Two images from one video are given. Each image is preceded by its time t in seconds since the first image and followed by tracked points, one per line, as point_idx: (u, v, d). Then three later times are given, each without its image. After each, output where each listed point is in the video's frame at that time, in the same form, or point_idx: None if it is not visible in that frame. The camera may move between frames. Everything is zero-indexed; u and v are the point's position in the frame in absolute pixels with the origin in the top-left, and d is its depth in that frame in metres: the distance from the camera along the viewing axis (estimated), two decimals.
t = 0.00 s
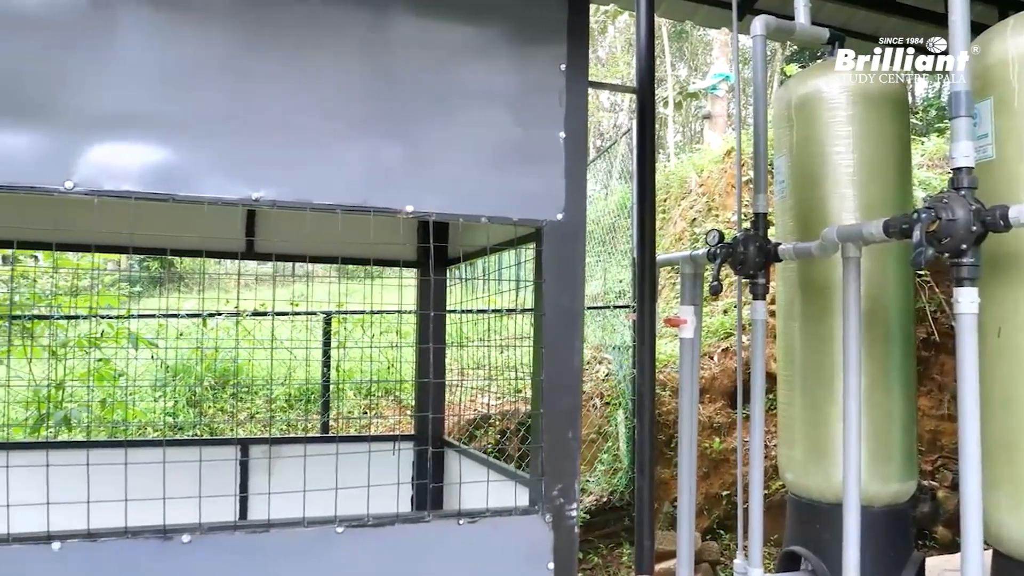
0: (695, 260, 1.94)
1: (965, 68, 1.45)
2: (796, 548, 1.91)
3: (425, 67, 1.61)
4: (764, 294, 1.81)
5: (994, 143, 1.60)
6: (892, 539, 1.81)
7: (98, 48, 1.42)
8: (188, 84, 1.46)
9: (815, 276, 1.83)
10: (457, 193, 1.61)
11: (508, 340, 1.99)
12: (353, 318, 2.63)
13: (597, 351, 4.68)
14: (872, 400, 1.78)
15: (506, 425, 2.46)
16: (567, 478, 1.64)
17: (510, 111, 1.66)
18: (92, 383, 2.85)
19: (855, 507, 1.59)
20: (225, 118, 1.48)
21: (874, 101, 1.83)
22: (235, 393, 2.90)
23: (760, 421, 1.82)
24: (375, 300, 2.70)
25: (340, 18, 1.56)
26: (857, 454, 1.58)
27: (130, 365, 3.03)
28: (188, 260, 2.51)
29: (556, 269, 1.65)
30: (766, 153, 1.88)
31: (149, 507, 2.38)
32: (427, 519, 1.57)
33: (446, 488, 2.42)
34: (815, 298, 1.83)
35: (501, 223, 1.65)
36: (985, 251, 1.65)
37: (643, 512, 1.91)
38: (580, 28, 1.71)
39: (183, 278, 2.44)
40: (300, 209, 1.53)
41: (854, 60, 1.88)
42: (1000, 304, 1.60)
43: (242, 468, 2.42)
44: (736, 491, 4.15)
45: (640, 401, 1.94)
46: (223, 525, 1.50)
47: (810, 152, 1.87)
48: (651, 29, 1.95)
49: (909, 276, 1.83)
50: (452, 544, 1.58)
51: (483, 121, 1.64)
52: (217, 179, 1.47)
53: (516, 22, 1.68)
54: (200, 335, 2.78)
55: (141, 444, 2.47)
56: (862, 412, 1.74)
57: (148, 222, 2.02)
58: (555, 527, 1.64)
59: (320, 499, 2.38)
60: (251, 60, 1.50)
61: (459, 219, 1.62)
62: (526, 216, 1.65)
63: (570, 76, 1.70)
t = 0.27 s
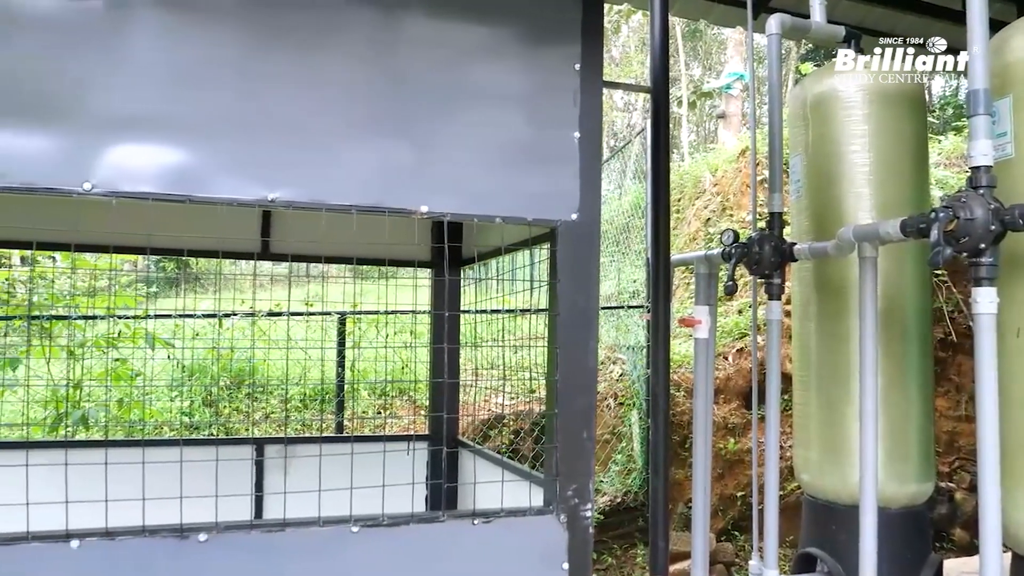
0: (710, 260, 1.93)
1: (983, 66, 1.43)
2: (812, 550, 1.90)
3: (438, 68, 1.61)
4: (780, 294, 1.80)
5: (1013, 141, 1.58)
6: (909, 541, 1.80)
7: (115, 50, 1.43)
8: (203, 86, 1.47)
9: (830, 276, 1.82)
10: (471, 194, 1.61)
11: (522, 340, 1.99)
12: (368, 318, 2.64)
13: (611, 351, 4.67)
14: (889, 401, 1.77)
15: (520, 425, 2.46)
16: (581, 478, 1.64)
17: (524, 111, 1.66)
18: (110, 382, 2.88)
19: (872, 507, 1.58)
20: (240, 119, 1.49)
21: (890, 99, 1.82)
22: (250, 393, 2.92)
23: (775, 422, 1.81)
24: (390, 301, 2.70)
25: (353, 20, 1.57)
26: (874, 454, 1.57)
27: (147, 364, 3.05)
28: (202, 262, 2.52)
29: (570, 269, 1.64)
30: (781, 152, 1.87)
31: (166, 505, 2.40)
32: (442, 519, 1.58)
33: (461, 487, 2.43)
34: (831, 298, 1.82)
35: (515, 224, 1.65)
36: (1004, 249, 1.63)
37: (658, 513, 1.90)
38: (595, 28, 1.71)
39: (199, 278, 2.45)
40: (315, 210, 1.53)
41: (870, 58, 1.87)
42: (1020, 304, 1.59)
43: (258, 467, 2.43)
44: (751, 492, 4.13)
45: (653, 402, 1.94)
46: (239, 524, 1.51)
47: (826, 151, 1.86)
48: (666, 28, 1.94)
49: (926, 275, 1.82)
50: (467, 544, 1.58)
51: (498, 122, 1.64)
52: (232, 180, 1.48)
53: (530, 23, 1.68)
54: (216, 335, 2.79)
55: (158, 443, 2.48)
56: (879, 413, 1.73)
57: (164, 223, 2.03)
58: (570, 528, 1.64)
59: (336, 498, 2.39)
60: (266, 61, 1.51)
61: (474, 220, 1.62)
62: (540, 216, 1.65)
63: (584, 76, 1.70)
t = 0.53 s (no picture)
0: (724, 260, 1.92)
1: (1000, 63, 1.42)
2: (826, 551, 1.89)
3: (451, 69, 1.61)
4: (794, 295, 1.80)
5: None
6: (925, 543, 1.78)
7: (130, 53, 1.44)
8: (218, 87, 1.48)
9: (845, 276, 1.81)
10: (485, 194, 1.62)
11: (534, 340, 1.99)
12: (381, 318, 2.65)
13: (623, 352, 4.67)
14: (904, 401, 1.76)
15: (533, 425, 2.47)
16: (595, 479, 1.64)
17: (537, 111, 1.66)
18: (125, 382, 2.90)
19: (887, 508, 1.57)
20: (255, 120, 1.50)
21: (905, 97, 1.81)
22: (264, 393, 2.93)
23: (789, 423, 1.80)
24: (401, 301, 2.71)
25: (366, 20, 1.57)
26: (889, 455, 1.56)
27: (162, 364, 3.07)
28: (216, 262, 2.53)
29: (583, 269, 1.64)
30: (794, 151, 1.86)
31: (182, 504, 2.42)
32: (455, 519, 1.58)
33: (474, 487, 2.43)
34: (845, 298, 1.81)
35: (528, 224, 1.65)
36: (1021, 248, 1.61)
37: (671, 513, 1.90)
38: (607, 28, 1.71)
39: (213, 279, 2.47)
40: (329, 210, 1.54)
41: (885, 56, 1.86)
42: None
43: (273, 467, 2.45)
44: (764, 493, 4.12)
45: (666, 402, 1.93)
46: (254, 523, 1.51)
47: (840, 150, 1.85)
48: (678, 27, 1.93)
49: (942, 275, 1.80)
50: (480, 544, 1.58)
51: (510, 122, 1.64)
52: (246, 181, 1.49)
53: (542, 22, 1.68)
54: (230, 335, 2.81)
55: (174, 442, 2.50)
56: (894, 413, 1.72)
57: (179, 224, 2.05)
58: (583, 528, 1.64)
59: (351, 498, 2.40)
60: (280, 63, 1.52)
61: (487, 220, 1.62)
62: (553, 216, 1.65)
63: (597, 76, 1.70)
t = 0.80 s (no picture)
0: (746, 260, 1.91)
1: None
2: (851, 554, 1.87)
3: (471, 69, 1.62)
4: (818, 294, 1.78)
5: None
6: (952, 546, 1.76)
7: (155, 56, 1.46)
8: (241, 90, 1.49)
9: (869, 276, 1.79)
10: (506, 194, 1.62)
11: (555, 340, 1.99)
12: (402, 318, 2.67)
13: (643, 352, 4.66)
14: (931, 403, 1.74)
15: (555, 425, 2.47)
16: (617, 479, 1.63)
17: (558, 111, 1.66)
18: (150, 381, 2.94)
19: (914, 510, 1.55)
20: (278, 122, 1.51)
21: (931, 95, 1.79)
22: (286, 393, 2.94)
23: (813, 424, 1.78)
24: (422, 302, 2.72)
25: (387, 21, 1.58)
26: (915, 457, 1.55)
27: (187, 364, 3.11)
28: (239, 263, 2.52)
29: (604, 269, 1.64)
30: (818, 150, 1.84)
31: (208, 502, 2.44)
32: (477, 518, 1.58)
33: (495, 487, 2.43)
34: (870, 298, 1.79)
35: (550, 224, 1.65)
36: None
37: (693, 514, 1.89)
38: (629, 27, 1.70)
39: (236, 279, 2.49)
40: (352, 211, 1.55)
41: (910, 53, 1.84)
42: None
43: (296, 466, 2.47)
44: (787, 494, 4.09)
45: (688, 403, 1.92)
46: (279, 521, 1.53)
47: (864, 148, 1.83)
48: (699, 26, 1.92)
49: (969, 275, 1.78)
50: (503, 544, 1.59)
51: (531, 122, 1.64)
52: (270, 183, 1.50)
53: (563, 22, 1.67)
54: (253, 335, 2.84)
55: (199, 441, 2.53)
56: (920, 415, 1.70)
57: (203, 225, 2.07)
58: (605, 529, 1.63)
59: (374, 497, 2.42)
60: (302, 64, 1.53)
61: (508, 220, 1.62)
62: (575, 216, 1.64)
63: (618, 75, 1.69)
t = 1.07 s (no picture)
0: (767, 260, 1.90)
1: None
2: (873, 557, 1.85)
3: (491, 69, 1.62)
4: (839, 294, 1.76)
5: None
6: (978, 549, 1.74)
7: (178, 59, 1.47)
8: (263, 91, 1.50)
9: (892, 276, 1.77)
10: (527, 194, 1.62)
11: (575, 340, 1.99)
12: (421, 318, 2.68)
13: (662, 352, 4.64)
14: (956, 404, 1.72)
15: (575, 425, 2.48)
16: (637, 480, 1.63)
17: (578, 110, 1.66)
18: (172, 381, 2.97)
19: (938, 513, 1.53)
20: (300, 123, 1.52)
21: (955, 92, 1.77)
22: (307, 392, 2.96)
23: (835, 425, 1.77)
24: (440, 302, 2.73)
25: (407, 22, 1.58)
26: (939, 459, 1.53)
27: (209, 364, 3.14)
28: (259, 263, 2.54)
29: (624, 270, 1.63)
30: (840, 148, 1.82)
31: (229, 501, 2.47)
32: (497, 518, 1.58)
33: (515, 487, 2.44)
34: (893, 298, 1.77)
35: (570, 224, 1.65)
36: None
37: (713, 516, 1.88)
38: (649, 26, 1.70)
39: (256, 279, 2.51)
40: (372, 211, 1.56)
41: (934, 50, 1.82)
42: None
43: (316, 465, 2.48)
44: (809, 496, 4.05)
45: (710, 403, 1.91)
46: (299, 521, 1.54)
47: (887, 146, 1.82)
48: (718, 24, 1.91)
49: (994, 274, 1.76)
50: (522, 544, 1.59)
51: (551, 122, 1.64)
52: (291, 184, 1.51)
53: (583, 21, 1.67)
54: (274, 335, 2.86)
55: (222, 440, 2.55)
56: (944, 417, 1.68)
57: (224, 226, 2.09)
58: (625, 530, 1.63)
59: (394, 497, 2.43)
60: (323, 66, 1.54)
61: (528, 220, 1.62)
62: (595, 216, 1.64)
63: (638, 75, 1.69)
